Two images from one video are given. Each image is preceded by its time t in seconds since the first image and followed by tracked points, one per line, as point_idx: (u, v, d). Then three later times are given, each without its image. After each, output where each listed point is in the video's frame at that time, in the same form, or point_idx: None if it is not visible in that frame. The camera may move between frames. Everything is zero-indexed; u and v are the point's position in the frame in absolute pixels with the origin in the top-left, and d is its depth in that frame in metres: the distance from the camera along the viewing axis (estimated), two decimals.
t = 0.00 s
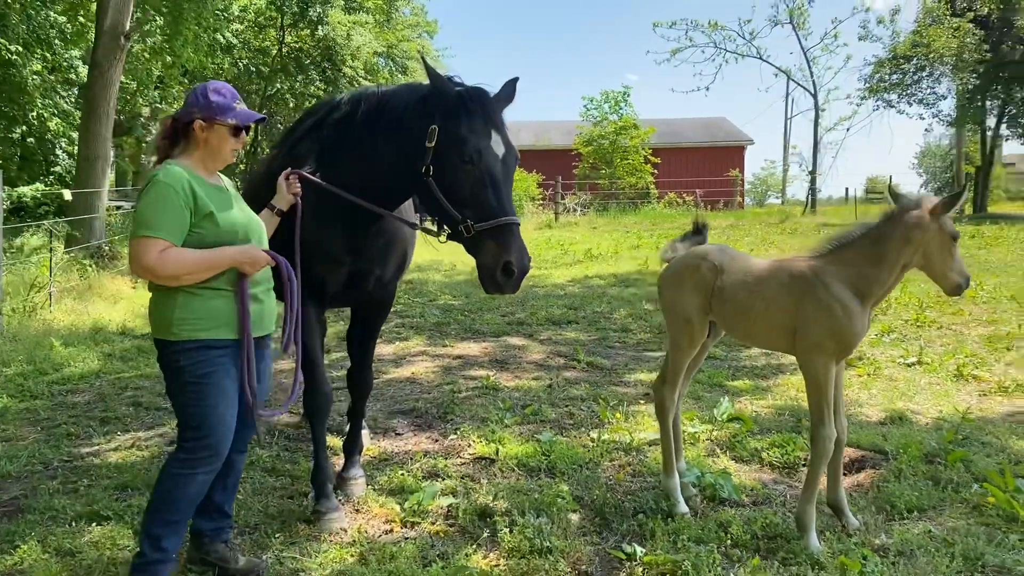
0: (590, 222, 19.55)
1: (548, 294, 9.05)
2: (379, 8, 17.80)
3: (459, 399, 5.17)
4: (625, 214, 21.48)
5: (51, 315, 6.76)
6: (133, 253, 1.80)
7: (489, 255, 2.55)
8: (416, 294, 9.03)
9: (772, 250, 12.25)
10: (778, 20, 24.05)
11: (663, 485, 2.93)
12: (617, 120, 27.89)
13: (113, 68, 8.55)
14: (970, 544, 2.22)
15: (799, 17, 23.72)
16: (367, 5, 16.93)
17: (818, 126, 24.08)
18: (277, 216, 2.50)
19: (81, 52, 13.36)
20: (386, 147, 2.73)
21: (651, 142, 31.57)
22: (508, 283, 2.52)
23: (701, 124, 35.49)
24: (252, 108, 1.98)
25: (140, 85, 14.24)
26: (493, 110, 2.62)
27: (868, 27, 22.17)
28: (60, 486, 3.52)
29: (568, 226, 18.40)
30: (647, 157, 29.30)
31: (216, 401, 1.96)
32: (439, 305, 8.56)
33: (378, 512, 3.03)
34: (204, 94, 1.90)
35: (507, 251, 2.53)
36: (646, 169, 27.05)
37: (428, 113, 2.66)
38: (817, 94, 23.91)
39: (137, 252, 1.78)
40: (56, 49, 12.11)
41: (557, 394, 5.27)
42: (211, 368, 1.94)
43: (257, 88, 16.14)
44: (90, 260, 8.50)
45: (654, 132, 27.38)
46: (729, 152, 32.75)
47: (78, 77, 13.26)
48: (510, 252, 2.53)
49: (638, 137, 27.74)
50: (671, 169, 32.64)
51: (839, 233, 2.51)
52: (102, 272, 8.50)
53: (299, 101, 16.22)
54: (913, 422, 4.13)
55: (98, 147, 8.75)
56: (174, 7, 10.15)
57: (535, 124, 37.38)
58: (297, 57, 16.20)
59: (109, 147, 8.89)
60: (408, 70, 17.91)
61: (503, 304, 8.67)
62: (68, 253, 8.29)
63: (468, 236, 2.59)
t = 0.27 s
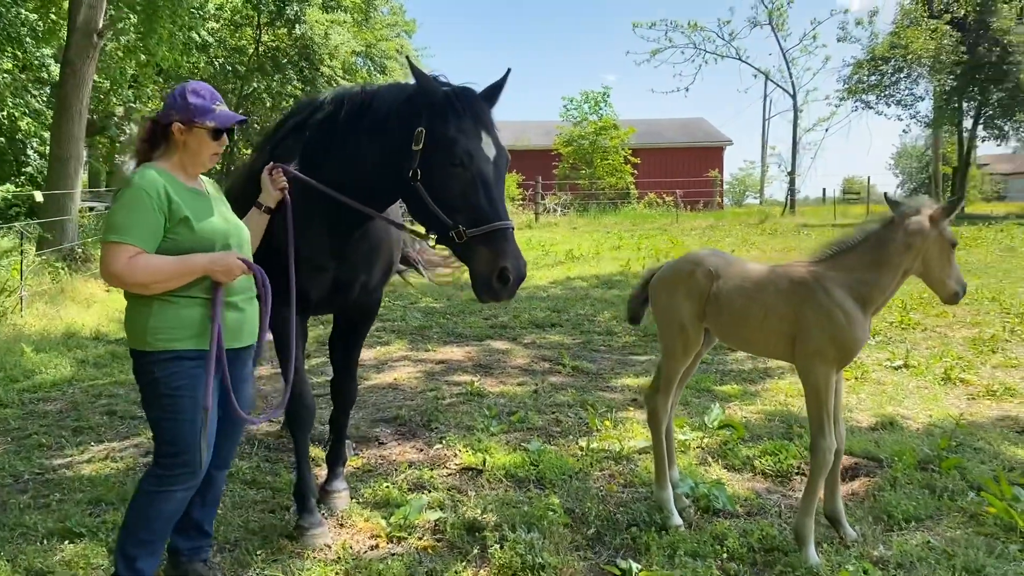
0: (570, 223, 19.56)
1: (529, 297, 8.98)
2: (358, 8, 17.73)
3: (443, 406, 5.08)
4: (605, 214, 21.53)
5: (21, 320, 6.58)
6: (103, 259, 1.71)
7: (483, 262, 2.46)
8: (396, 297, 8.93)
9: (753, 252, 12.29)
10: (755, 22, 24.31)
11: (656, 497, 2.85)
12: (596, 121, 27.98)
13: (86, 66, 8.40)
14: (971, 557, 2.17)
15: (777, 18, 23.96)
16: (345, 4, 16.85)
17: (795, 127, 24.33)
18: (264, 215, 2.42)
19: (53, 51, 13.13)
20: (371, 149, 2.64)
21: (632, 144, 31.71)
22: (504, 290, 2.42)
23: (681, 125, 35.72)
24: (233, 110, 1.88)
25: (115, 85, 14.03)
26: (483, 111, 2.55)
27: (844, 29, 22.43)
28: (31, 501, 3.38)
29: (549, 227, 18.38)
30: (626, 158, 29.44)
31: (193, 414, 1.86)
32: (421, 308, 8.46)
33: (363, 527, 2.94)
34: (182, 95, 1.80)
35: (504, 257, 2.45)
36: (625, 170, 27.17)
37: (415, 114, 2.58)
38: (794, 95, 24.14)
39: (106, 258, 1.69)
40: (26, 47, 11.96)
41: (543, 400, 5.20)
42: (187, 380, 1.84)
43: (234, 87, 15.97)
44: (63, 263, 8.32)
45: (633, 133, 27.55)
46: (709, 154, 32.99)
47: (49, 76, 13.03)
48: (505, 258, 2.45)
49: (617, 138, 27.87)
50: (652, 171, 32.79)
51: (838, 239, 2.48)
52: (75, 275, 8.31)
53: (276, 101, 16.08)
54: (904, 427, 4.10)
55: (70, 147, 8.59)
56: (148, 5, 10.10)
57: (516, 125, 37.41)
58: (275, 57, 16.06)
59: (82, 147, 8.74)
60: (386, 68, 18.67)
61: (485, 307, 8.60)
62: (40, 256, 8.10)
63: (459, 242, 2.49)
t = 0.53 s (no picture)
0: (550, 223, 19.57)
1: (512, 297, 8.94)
2: (336, 6, 17.61)
3: (429, 410, 5.02)
4: (585, 215, 21.57)
5: None
6: (84, 261, 1.64)
7: (478, 263, 2.41)
8: (378, 299, 8.85)
9: (734, 252, 12.36)
10: (734, 23, 24.46)
11: (646, 502, 2.82)
12: (576, 121, 28.02)
13: (60, 65, 8.21)
14: (964, 561, 2.17)
15: (756, 19, 24.12)
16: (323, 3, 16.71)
17: (774, 128, 24.55)
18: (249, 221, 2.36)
19: (26, 48, 12.79)
20: (357, 148, 2.57)
21: (612, 145, 31.82)
22: (502, 291, 2.37)
23: (659, 125, 35.91)
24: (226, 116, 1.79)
25: (90, 84, 13.77)
26: (471, 109, 2.50)
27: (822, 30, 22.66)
28: (6, 512, 3.28)
29: (529, 227, 18.37)
30: (606, 158, 29.53)
31: (187, 414, 1.80)
32: (403, 310, 8.39)
33: (350, 535, 2.88)
34: (174, 99, 1.72)
35: (499, 258, 2.40)
36: (605, 170, 27.24)
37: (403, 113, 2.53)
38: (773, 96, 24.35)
39: (87, 260, 1.62)
40: None
41: (529, 403, 5.16)
42: (174, 382, 1.78)
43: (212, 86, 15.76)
44: (37, 264, 8.13)
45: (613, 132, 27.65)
46: (689, 155, 33.20)
47: (23, 74, 12.70)
48: (501, 258, 2.40)
49: (597, 138, 27.90)
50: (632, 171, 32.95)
51: (831, 242, 2.48)
52: (49, 277, 8.13)
53: (254, 100, 15.91)
54: (891, 429, 4.11)
55: (45, 148, 8.42)
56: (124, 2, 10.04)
57: (495, 125, 37.38)
58: (253, 55, 15.87)
59: (58, 148, 8.59)
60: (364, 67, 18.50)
61: (467, 308, 8.54)
62: (12, 257, 7.91)
63: (451, 243, 2.44)
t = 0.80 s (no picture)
0: (532, 221, 19.61)
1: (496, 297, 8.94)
2: (318, 4, 17.60)
3: (416, 409, 4.99)
4: (567, 213, 21.63)
5: None
6: (93, 269, 1.60)
7: (478, 258, 2.38)
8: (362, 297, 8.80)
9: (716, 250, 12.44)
10: (715, 22, 24.65)
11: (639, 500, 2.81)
12: (558, 119, 28.07)
13: (38, 61, 8.07)
14: (957, 556, 2.19)
15: (737, 18, 24.30)
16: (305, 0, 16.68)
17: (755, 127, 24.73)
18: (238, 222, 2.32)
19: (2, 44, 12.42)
20: (351, 145, 2.55)
21: (594, 143, 31.92)
22: (502, 285, 2.35)
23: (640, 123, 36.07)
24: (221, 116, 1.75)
25: (67, 81, 13.56)
26: (465, 103, 2.47)
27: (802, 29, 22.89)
28: None
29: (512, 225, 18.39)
30: (588, 157, 29.61)
31: (192, 416, 1.76)
32: (388, 309, 8.35)
33: (341, 536, 2.85)
34: (165, 96, 1.68)
35: (498, 253, 2.38)
36: (588, 169, 27.32)
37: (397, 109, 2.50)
38: (754, 95, 24.56)
39: (98, 268, 1.58)
40: None
41: (517, 402, 5.15)
42: (173, 385, 1.74)
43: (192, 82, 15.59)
44: (15, 264, 8.01)
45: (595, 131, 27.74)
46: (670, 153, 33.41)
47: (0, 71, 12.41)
48: (501, 253, 2.38)
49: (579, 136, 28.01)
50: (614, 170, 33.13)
51: (825, 238, 2.50)
52: (28, 276, 8.01)
53: (235, 98, 15.77)
54: (878, 425, 4.15)
55: (23, 146, 8.29)
56: None
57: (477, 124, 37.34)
58: (234, 52, 15.74)
59: (36, 146, 8.46)
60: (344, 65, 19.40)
61: (452, 307, 8.52)
62: None
63: (449, 239, 2.42)
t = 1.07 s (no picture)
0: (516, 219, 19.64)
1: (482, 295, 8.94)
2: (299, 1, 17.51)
3: (408, 408, 4.96)
4: (551, 211, 21.69)
5: None
6: (117, 283, 1.56)
7: (485, 259, 2.40)
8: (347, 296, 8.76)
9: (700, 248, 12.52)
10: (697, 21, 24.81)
11: (638, 498, 2.81)
12: (541, 118, 28.10)
13: (15, 58, 7.94)
14: (954, 553, 2.21)
15: (719, 17, 24.45)
16: None
17: (737, 125, 24.93)
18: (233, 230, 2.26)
19: None
20: (348, 144, 2.52)
21: (577, 142, 32.04)
22: (511, 286, 2.39)
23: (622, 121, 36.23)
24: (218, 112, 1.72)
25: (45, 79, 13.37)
26: (466, 102, 2.47)
27: (783, 28, 23.07)
28: None
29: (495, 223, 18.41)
30: (571, 155, 29.66)
31: (200, 426, 1.74)
32: (374, 308, 8.31)
33: (338, 537, 2.83)
34: (160, 94, 1.64)
35: (504, 254, 2.39)
36: (571, 167, 27.38)
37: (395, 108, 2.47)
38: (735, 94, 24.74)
39: (125, 281, 1.55)
40: None
41: (508, 400, 5.14)
42: (183, 395, 1.71)
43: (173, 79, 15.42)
44: None
45: (577, 129, 27.81)
46: (653, 151, 33.58)
47: None
48: (508, 254, 2.40)
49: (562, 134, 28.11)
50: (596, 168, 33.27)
51: (824, 236, 2.53)
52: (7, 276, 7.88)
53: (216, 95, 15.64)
54: (869, 422, 4.19)
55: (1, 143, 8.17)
56: None
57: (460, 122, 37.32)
58: (214, 49, 15.58)
59: (13, 143, 8.32)
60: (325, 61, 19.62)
61: (439, 305, 8.50)
62: None
63: (455, 239, 2.42)
